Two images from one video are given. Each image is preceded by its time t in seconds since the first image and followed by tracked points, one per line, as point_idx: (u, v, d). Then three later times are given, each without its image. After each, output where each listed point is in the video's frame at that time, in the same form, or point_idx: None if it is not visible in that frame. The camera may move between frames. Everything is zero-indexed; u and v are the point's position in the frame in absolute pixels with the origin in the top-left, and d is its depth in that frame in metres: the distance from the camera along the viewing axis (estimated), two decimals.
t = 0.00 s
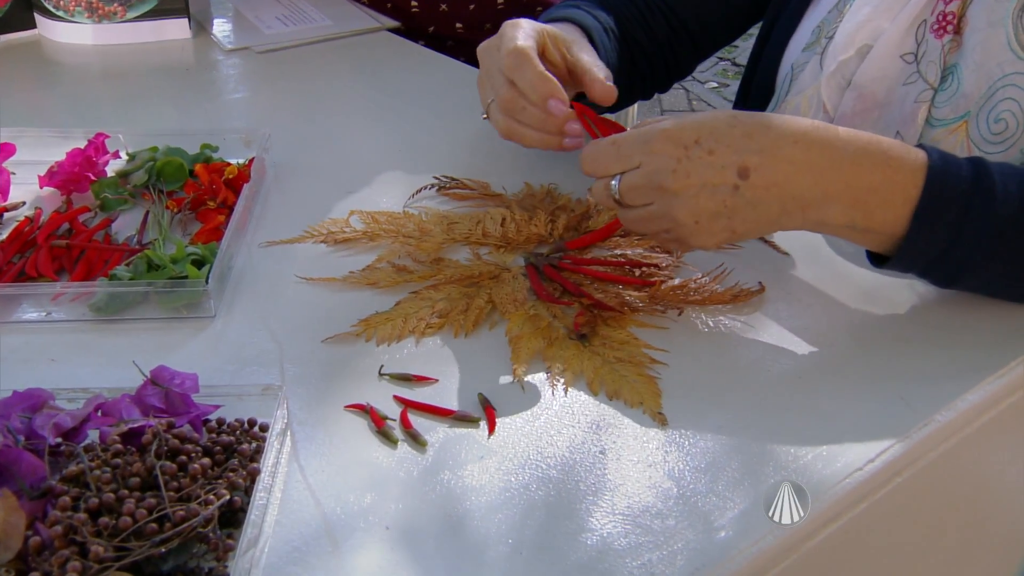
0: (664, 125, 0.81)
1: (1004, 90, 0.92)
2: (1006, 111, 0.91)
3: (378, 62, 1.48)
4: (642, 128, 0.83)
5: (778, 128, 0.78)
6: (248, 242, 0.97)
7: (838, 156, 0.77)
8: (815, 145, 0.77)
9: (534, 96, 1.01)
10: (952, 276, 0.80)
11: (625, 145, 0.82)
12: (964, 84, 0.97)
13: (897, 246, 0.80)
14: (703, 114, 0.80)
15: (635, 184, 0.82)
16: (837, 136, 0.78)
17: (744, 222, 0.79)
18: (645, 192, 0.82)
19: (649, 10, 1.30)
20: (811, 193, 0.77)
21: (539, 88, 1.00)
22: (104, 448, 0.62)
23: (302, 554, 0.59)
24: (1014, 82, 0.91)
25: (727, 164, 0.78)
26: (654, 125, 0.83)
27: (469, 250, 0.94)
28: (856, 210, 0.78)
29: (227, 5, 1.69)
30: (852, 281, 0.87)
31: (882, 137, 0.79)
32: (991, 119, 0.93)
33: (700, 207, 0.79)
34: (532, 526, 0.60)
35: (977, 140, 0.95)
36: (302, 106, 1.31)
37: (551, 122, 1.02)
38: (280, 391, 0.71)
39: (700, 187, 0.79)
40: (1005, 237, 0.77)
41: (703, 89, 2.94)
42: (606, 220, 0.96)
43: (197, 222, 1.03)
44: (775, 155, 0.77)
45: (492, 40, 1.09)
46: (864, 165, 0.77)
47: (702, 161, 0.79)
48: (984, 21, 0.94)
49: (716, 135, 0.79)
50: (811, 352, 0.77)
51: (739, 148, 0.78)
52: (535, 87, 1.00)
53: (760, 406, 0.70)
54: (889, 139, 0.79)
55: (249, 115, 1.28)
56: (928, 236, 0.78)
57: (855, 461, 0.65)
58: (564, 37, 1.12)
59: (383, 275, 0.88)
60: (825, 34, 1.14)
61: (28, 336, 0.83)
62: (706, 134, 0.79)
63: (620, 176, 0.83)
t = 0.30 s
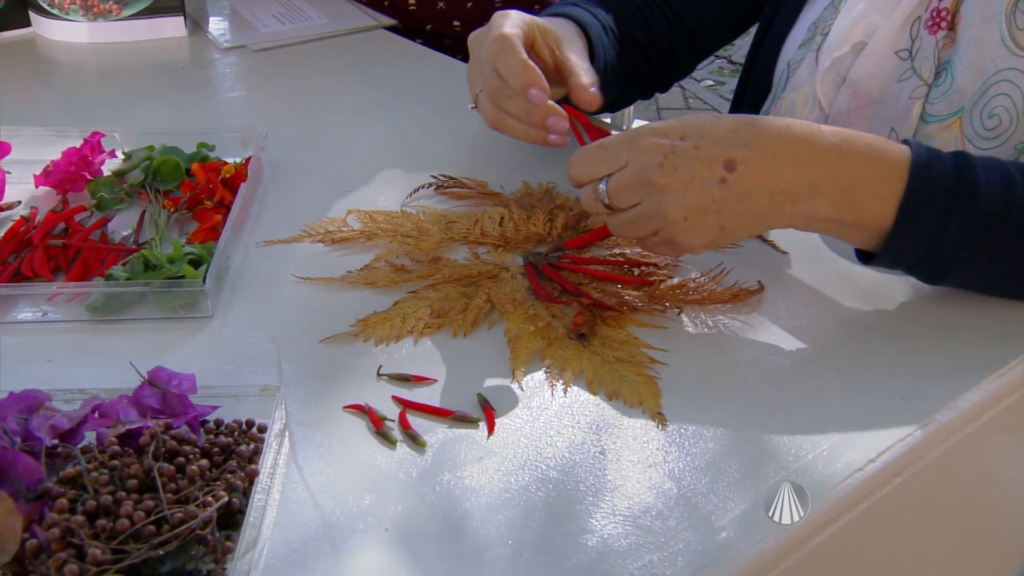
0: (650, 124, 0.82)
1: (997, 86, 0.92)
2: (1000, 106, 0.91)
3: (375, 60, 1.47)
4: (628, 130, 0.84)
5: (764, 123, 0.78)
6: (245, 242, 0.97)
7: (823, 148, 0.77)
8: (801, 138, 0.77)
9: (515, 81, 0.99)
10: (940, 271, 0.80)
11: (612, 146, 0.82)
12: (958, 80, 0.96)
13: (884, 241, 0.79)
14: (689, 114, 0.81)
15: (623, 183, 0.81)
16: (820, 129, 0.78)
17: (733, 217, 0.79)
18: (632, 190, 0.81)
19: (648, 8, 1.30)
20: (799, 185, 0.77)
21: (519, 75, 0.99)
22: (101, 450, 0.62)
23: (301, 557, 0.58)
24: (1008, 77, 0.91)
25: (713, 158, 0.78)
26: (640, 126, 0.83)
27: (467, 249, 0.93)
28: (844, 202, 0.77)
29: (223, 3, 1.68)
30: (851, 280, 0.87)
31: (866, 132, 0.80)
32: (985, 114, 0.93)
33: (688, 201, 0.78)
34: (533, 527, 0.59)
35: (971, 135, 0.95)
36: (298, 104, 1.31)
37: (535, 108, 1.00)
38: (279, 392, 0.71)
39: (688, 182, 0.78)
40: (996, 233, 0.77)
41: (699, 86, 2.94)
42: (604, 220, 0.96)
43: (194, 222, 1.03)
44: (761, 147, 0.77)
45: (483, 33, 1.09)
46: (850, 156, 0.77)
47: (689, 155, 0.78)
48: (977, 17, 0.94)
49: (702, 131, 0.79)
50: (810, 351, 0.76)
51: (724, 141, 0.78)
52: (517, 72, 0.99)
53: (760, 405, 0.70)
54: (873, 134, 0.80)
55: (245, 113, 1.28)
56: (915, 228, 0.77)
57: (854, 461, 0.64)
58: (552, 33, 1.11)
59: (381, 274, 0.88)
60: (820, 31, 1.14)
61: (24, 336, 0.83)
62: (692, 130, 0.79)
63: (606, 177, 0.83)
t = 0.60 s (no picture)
0: (652, 129, 0.81)
1: (995, 86, 0.92)
2: (997, 106, 0.91)
3: (372, 60, 1.47)
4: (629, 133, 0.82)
5: (765, 129, 0.77)
6: (243, 242, 0.97)
7: (826, 155, 0.77)
8: (803, 145, 0.77)
9: (504, 73, 1.00)
10: (942, 276, 0.80)
11: (614, 150, 0.81)
12: (955, 80, 0.96)
13: (886, 246, 0.79)
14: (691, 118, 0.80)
15: (624, 187, 0.80)
16: (823, 135, 0.78)
17: (734, 224, 0.78)
18: (633, 195, 0.80)
19: (646, 8, 1.29)
20: (801, 193, 0.77)
21: (509, 68, 0.99)
22: (100, 453, 0.61)
23: (302, 559, 0.58)
24: (1005, 77, 0.90)
25: (715, 165, 0.77)
26: (642, 130, 0.82)
27: (467, 250, 0.93)
28: (846, 209, 0.77)
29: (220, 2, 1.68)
30: (851, 280, 0.87)
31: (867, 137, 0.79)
32: (981, 114, 0.93)
33: (690, 208, 0.78)
34: (534, 530, 0.59)
35: (968, 135, 0.95)
36: (296, 104, 1.30)
37: (529, 100, 1.00)
38: (278, 394, 0.70)
39: (689, 189, 0.78)
40: (994, 235, 0.77)
41: (696, 86, 2.93)
42: (605, 220, 0.96)
43: (192, 222, 1.02)
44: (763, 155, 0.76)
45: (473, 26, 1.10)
46: (851, 163, 0.77)
47: (691, 162, 0.78)
48: (975, 17, 0.94)
49: (703, 137, 0.78)
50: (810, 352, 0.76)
51: (726, 149, 0.77)
52: (506, 64, 0.99)
53: (761, 407, 0.70)
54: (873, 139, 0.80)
55: (243, 113, 1.28)
56: (917, 234, 0.77)
57: (857, 461, 0.64)
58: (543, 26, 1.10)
59: (381, 275, 0.88)
60: (817, 31, 1.14)
61: (22, 337, 0.82)
62: (694, 136, 0.78)
63: (607, 181, 0.82)
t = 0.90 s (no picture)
0: (657, 130, 0.80)
1: (993, 85, 0.91)
2: (995, 106, 0.91)
3: (369, 59, 1.46)
4: (633, 132, 0.82)
5: (769, 133, 0.77)
6: (241, 243, 0.96)
7: (831, 162, 0.76)
8: (806, 150, 0.76)
9: (480, 63, 0.99)
10: (944, 280, 0.80)
11: (618, 148, 0.80)
12: (953, 79, 0.96)
13: (890, 250, 0.79)
14: (695, 120, 0.80)
15: (626, 187, 0.80)
16: (829, 141, 0.77)
17: (734, 227, 0.78)
18: (634, 196, 0.80)
19: (642, 6, 1.30)
20: (804, 199, 0.76)
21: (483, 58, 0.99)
22: (98, 455, 0.61)
23: (302, 561, 0.57)
24: (1003, 76, 0.90)
25: (716, 169, 0.77)
26: (646, 130, 0.81)
27: (465, 249, 0.93)
28: (849, 216, 0.77)
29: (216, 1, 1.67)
30: (852, 280, 0.87)
31: (874, 142, 0.79)
32: (979, 114, 0.93)
33: (689, 211, 0.78)
34: (535, 530, 0.59)
35: (966, 135, 0.95)
36: (293, 103, 1.30)
37: (504, 89, 0.99)
38: (277, 395, 0.70)
39: (689, 192, 0.78)
40: (992, 237, 0.77)
41: (691, 84, 2.93)
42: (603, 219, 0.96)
43: (189, 222, 1.02)
44: (765, 160, 0.76)
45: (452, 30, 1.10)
46: (855, 169, 0.76)
47: (693, 165, 0.77)
48: (972, 16, 0.93)
49: (707, 141, 0.78)
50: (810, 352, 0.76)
51: (729, 153, 0.77)
52: (480, 54, 0.99)
53: (761, 407, 0.70)
54: (880, 144, 0.79)
55: (239, 113, 1.27)
56: (922, 239, 0.77)
57: (858, 462, 0.64)
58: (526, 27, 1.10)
59: (379, 275, 0.87)
60: (815, 30, 1.14)
61: (19, 339, 0.82)
62: (697, 139, 0.78)
63: (609, 180, 0.81)
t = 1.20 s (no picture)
0: (656, 115, 0.80)
1: (988, 84, 0.92)
2: (990, 105, 0.91)
3: (364, 59, 1.46)
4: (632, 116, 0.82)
5: (767, 120, 0.77)
6: (236, 243, 0.96)
7: (826, 152, 0.77)
8: (803, 139, 0.77)
9: (496, 75, 0.99)
10: (938, 275, 0.80)
11: (616, 132, 0.81)
12: (948, 79, 0.96)
13: (883, 243, 0.79)
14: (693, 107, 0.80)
15: (622, 170, 0.80)
16: (825, 132, 0.78)
17: (729, 213, 0.78)
18: (631, 179, 0.80)
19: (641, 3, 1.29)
20: (799, 187, 0.76)
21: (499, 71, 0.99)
22: (94, 458, 0.61)
23: (300, 563, 0.57)
24: (998, 76, 0.91)
25: (714, 154, 0.77)
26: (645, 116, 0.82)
27: (462, 250, 0.93)
28: (843, 206, 0.77)
29: None
30: (849, 280, 0.87)
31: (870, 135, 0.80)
32: (975, 114, 0.93)
33: (685, 196, 0.78)
34: (534, 531, 0.59)
35: (961, 135, 0.95)
36: (287, 103, 1.30)
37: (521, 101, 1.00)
38: (274, 397, 0.70)
39: (687, 176, 0.78)
40: (986, 233, 0.77)
41: (685, 83, 2.92)
42: (600, 219, 0.95)
43: (185, 223, 1.01)
44: (763, 147, 0.76)
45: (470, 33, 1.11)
46: (851, 161, 0.76)
47: (691, 149, 0.77)
48: (968, 16, 0.94)
49: (706, 127, 0.78)
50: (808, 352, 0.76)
51: (727, 139, 0.77)
52: (495, 65, 0.99)
53: (759, 407, 0.70)
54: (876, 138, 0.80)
55: (233, 113, 1.27)
56: (915, 232, 0.77)
57: (857, 462, 0.64)
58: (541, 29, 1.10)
59: (375, 275, 0.87)
60: (812, 28, 1.14)
61: (15, 340, 0.82)
62: (696, 125, 0.78)
63: (607, 163, 0.82)
